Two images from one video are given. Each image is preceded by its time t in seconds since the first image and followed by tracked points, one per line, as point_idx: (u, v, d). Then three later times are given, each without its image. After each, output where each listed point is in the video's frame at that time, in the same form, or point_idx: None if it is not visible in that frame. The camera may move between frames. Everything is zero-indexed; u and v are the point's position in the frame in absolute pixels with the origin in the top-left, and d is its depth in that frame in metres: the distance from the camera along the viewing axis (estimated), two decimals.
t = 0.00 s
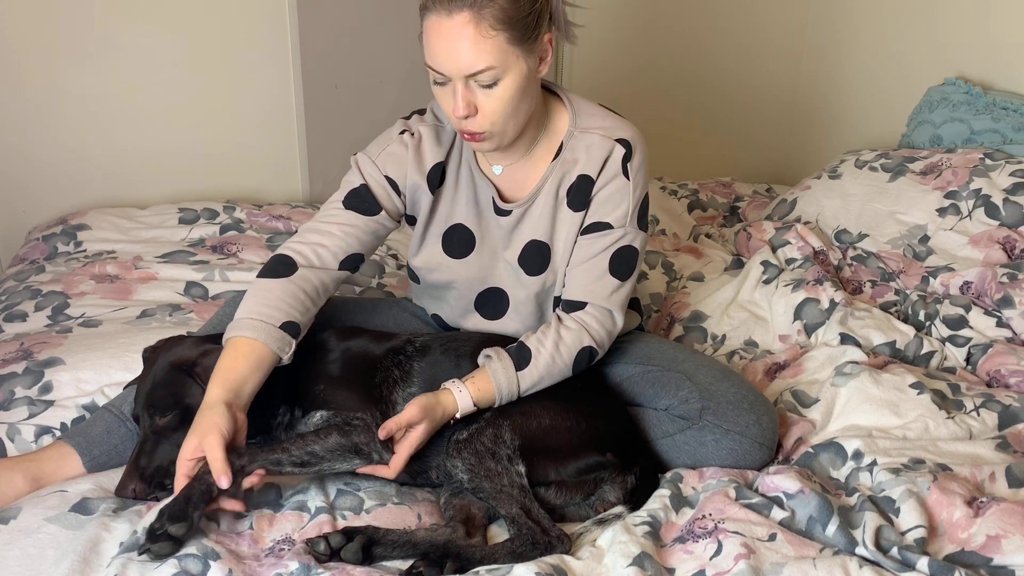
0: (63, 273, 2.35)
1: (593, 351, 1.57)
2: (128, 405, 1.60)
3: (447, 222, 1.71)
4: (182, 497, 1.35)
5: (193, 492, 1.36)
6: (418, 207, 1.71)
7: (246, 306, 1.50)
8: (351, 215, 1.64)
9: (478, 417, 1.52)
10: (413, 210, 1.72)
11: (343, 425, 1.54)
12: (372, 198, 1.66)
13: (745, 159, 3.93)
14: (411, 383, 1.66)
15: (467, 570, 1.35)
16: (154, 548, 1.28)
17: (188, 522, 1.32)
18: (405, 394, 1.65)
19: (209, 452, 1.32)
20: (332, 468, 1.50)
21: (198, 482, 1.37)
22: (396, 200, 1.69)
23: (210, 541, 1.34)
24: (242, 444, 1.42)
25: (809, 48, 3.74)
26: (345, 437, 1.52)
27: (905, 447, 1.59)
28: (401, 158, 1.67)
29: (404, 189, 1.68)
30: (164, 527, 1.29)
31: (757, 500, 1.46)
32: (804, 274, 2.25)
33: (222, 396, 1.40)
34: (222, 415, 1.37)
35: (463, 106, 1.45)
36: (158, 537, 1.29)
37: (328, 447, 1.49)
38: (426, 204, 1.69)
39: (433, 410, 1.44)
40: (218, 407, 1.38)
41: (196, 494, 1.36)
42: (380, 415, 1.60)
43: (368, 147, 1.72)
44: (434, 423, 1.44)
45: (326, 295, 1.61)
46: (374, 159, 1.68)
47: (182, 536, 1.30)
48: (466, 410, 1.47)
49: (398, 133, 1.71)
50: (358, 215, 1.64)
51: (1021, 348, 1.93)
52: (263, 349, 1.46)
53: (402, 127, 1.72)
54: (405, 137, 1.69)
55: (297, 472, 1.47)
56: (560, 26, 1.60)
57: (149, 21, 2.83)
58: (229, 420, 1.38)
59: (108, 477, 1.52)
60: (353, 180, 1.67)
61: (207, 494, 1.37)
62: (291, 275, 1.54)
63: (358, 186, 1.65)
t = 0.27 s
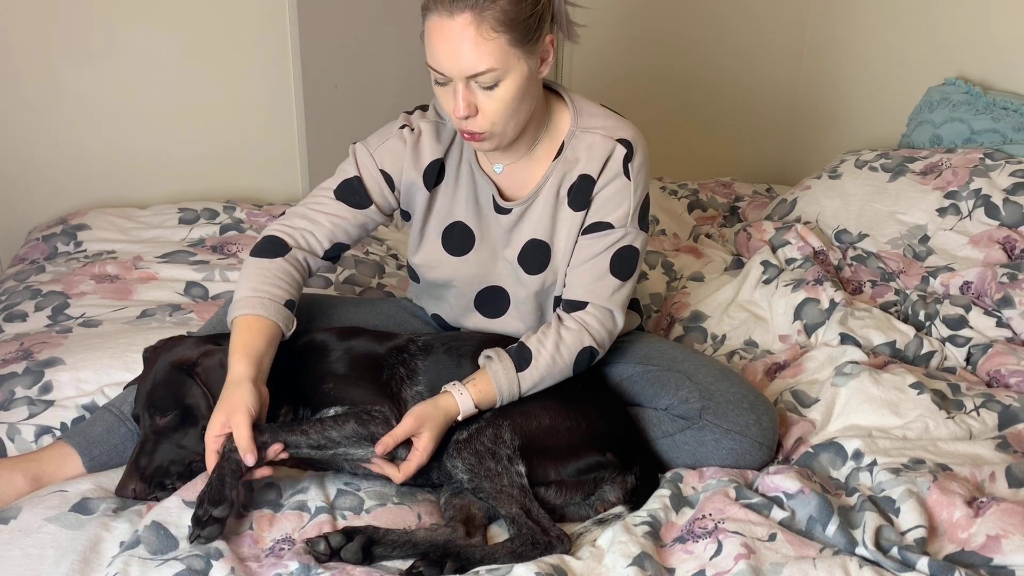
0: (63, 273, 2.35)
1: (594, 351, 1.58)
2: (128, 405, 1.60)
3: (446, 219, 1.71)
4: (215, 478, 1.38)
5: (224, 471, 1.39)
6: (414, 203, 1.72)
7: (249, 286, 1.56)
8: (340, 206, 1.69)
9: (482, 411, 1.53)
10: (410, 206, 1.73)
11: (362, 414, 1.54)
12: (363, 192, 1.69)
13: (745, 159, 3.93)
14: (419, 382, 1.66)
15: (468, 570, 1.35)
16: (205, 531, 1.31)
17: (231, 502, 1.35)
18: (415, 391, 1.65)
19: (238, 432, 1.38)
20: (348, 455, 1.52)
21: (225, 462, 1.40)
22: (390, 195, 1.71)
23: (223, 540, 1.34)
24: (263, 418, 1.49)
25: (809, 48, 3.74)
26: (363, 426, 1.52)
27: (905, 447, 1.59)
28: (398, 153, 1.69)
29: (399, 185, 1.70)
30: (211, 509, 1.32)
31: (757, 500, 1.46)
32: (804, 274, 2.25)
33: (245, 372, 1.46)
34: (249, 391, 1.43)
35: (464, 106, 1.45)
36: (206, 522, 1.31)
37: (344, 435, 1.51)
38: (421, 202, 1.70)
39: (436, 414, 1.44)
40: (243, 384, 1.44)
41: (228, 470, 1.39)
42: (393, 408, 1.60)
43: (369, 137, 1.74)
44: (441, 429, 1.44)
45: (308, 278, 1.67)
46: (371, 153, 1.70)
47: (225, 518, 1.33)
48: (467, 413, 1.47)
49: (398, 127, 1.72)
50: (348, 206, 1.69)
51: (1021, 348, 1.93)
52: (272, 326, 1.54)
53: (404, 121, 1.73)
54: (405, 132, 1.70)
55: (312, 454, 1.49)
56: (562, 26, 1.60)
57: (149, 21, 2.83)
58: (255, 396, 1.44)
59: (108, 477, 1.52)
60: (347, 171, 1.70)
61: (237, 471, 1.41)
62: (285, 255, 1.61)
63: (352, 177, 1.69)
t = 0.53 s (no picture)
0: (63, 273, 2.35)
1: (595, 350, 1.57)
2: (128, 405, 1.60)
3: (447, 216, 1.71)
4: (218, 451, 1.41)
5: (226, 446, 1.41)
6: (414, 201, 1.72)
7: (251, 270, 1.60)
8: (335, 201, 1.71)
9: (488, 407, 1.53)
10: (408, 203, 1.74)
11: (365, 404, 1.55)
12: (356, 188, 1.71)
13: (745, 159, 3.93)
14: (421, 381, 1.66)
15: (468, 570, 1.35)
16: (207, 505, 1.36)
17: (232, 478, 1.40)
18: (417, 390, 1.65)
19: (238, 406, 1.42)
20: (347, 442, 1.53)
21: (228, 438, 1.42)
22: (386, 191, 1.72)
23: (221, 535, 1.35)
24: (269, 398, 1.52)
25: (809, 48, 3.74)
26: (364, 416, 1.53)
27: (905, 447, 1.59)
28: (396, 150, 1.69)
29: (396, 182, 1.71)
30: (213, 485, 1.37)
31: (757, 499, 1.46)
32: (804, 274, 2.25)
33: (251, 351, 1.50)
34: (253, 370, 1.47)
35: (466, 106, 1.45)
36: (208, 496, 1.37)
37: (345, 424, 1.51)
38: (421, 199, 1.71)
39: (435, 411, 1.44)
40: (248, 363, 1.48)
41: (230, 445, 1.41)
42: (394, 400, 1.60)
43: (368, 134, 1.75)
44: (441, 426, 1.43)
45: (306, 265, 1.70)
46: (369, 150, 1.71)
47: (227, 492, 1.39)
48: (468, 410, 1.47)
49: (397, 124, 1.72)
50: (342, 203, 1.71)
51: (1021, 348, 1.93)
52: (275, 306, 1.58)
53: (403, 118, 1.74)
54: (403, 129, 1.71)
55: (310, 436, 1.50)
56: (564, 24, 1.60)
57: (149, 21, 2.83)
58: (259, 374, 1.48)
59: (108, 477, 1.52)
60: (343, 168, 1.72)
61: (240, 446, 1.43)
62: (282, 241, 1.64)
63: (346, 174, 1.71)
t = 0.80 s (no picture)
0: (63, 273, 2.35)
1: (604, 344, 1.57)
2: (128, 404, 1.60)
3: (449, 213, 1.71)
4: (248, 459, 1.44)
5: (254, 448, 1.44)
6: (417, 199, 1.72)
7: (261, 275, 1.61)
8: (339, 205, 1.71)
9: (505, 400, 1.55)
10: (412, 203, 1.74)
11: (379, 396, 1.58)
12: (360, 190, 1.71)
13: (744, 160, 3.93)
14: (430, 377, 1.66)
15: (468, 569, 1.35)
16: (248, 510, 1.40)
17: (268, 479, 1.43)
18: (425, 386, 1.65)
19: (259, 407, 1.43)
20: (369, 435, 1.57)
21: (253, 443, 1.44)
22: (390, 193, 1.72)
23: (221, 535, 1.35)
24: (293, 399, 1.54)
25: (809, 48, 3.74)
26: (380, 408, 1.57)
27: (905, 447, 1.59)
28: (398, 151, 1.69)
29: (400, 182, 1.71)
30: (250, 488, 1.40)
31: (757, 499, 1.46)
32: (804, 274, 2.25)
33: (266, 351, 1.51)
34: (271, 368, 1.48)
35: (470, 102, 1.45)
36: (249, 501, 1.41)
37: (364, 417, 1.55)
38: (425, 197, 1.70)
39: (448, 401, 1.44)
40: (264, 362, 1.49)
41: (260, 444, 1.45)
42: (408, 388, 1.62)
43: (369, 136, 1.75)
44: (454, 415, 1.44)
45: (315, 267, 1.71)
46: (371, 152, 1.71)
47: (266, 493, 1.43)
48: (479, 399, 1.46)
49: (397, 124, 1.72)
50: (344, 206, 1.71)
51: (1021, 348, 1.93)
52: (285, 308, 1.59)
53: (403, 118, 1.74)
54: (404, 129, 1.71)
55: (331, 430, 1.54)
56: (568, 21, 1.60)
57: (149, 20, 2.83)
58: (278, 373, 1.49)
59: (108, 477, 1.52)
60: (345, 171, 1.72)
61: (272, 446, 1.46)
62: (289, 245, 1.66)
63: (348, 178, 1.71)
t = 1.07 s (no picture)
0: (63, 273, 2.35)
1: (610, 340, 1.58)
2: (129, 404, 1.60)
3: (449, 212, 1.71)
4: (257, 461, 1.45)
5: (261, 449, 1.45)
6: (417, 197, 1.72)
7: (265, 277, 1.61)
8: (341, 206, 1.72)
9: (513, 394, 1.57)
10: (413, 202, 1.74)
11: (384, 388, 1.58)
12: (361, 190, 1.71)
13: (744, 160, 3.93)
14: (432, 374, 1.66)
15: (467, 570, 1.35)
16: (259, 510, 1.41)
17: (276, 477, 1.43)
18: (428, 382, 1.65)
19: (265, 407, 1.42)
20: (376, 429, 1.57)
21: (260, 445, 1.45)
22: (391, 193, 1.72)
23: (221, 534, 1.35)
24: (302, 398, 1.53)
25: (809, 48, 3.74)
26: (384, 400, 1.57)
27: (905, 447, 1.59)
28: (398, 150, 1.69)
29: (401, 181, 1.71)
30: (259, 489, 1.42)
31: (757, 499, 1.46)
32: (804, 274, 2.25)
33: (270, 351, 1.50)
34: (275, 368, 1.48)
35: (471, 98, 1.45)
36: (260, 501, 1.42)
37: (368, 411, 1.55)
38: (425, 195, 1.70)
39: (454, 388, 1.44)
40: (268, 362, 1.48)
41: (267, 444, 1.45)
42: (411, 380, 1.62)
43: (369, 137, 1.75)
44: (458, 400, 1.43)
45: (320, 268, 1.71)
46: (371, 151, 1.71)
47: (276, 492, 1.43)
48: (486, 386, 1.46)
49: (397, 124, 1.72)
50: (347, 206, 1.71)
51: (1021, 348, 1.93)
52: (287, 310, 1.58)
53: (403, 118, 1.74)
54: (403, 129, 1.71)
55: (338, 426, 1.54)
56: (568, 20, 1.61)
57: (150, 21, 2.83)
58: (282, 373, 1.48)
59: (109, 477, 1.52)
60: (346, 172, 1.72)
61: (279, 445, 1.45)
62: (294, 246, 1.66)
63: (349, 178, 1.71)
